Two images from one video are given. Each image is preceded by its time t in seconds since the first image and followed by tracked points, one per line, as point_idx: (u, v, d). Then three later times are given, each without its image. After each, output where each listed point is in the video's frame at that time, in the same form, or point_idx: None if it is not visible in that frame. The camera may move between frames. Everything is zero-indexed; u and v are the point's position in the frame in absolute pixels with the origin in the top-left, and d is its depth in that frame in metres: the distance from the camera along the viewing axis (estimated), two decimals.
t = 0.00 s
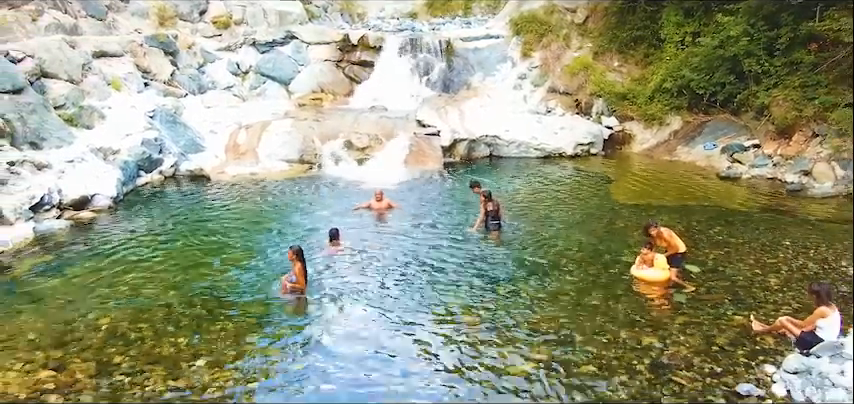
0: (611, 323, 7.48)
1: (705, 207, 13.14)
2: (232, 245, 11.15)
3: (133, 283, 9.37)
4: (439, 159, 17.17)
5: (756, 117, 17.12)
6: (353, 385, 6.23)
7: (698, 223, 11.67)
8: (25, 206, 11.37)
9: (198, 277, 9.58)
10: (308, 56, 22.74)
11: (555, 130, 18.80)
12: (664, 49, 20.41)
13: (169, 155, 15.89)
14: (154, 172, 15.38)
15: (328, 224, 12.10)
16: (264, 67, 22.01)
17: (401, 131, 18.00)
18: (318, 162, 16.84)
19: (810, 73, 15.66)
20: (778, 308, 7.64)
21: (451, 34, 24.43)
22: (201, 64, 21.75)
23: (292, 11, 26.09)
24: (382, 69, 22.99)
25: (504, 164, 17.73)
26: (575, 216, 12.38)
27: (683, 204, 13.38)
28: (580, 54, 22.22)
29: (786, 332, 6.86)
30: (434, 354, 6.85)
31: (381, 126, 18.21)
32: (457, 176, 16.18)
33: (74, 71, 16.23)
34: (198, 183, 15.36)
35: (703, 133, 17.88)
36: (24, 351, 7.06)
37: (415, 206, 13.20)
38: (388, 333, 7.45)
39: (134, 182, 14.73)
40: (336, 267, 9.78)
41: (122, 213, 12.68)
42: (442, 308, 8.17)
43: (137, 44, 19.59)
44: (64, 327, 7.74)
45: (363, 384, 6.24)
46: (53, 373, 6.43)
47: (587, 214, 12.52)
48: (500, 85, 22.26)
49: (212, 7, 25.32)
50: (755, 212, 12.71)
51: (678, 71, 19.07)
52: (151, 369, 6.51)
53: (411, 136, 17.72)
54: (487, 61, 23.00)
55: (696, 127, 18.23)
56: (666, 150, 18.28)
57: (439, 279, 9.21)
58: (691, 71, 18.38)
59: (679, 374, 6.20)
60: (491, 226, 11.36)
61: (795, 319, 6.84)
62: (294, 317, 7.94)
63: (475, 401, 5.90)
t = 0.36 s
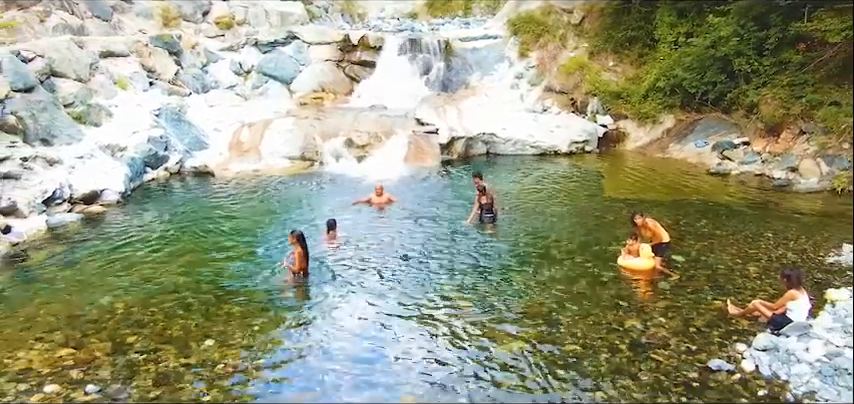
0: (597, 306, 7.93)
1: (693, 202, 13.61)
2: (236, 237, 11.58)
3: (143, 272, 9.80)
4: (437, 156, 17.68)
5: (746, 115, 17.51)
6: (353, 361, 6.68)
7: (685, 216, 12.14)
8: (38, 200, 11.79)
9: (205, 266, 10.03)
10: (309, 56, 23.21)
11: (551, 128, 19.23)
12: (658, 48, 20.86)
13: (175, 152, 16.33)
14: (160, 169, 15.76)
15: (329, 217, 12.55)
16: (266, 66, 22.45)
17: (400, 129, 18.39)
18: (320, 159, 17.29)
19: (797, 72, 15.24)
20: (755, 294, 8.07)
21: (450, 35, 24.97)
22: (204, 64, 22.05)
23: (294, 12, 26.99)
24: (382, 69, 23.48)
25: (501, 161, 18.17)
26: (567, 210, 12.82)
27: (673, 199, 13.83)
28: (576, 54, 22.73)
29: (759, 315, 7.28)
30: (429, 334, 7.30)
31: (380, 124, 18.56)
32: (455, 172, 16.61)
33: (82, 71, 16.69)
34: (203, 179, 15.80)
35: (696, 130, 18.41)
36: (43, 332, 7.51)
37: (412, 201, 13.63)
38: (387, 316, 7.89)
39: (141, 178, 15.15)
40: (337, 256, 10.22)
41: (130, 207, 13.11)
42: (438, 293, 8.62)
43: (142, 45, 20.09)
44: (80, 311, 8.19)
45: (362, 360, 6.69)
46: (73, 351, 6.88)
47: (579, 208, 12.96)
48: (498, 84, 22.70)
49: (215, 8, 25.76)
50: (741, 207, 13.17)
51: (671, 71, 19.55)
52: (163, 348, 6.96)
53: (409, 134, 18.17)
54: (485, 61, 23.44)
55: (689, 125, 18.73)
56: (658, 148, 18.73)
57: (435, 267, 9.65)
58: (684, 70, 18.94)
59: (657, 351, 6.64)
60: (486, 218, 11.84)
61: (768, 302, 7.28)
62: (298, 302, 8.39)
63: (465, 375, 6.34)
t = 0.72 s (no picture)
0: (584, 294, 8.30)
1: (684, 197, 14.02)
2: (240, 230, 12.00)
3: (150, 263, 10.22)
4: (436, 154, 17.94)
5: (737, 113, 17.83)
6: (351, 343, 7.07)
7: (674, 211, 12.55)
8: (48, 195, 12.18)
9: (209, 258, 10.43)
10: (310, 56, 23.66)
11: (547, 126, 19.64)
12: (653, 49, 21.25)
13: (179, 150, 16.74)
14: (165, 166, 16.16)
15: (329, 211, 12.95)
16: (268, 66, 22.84)
17: (399, 127, 18.76)
18: (321, 157, 17.68)
19: (787, 71, 16.69)
20: (736, 282, 8.44)
21: (449, 35, 25.41)
22: (207, 64, 22.42)
23: (295, 13, 27.49)
24: (382, 69, 23.85)
25: (498, 158, 18.55)
26: (562, 205, 13.23)
27: (664, 195, 14.26)
28: (572, 54, 23.05)
29: (737, 301, 7.67)
30: (423, 320, 7.69)
31: (380, 122, 18.94)
32: (453, 169, 17.01)
33: (89, 70, 17.11)
34: (206, 175, 16.21)
35: (688, 129, 18.67)
36: (59, 317, 7.91)
37: (410, 196, 14.03)
38: (383, 303, 8.29)
39: (147, 175, 15.54)
40: (337, 247, 10.65)
41: (136, 202, 13.51)
42: (433, 282, 9.01)
43: (147, 45, 20.48)
44: (92, 298, 8.60)
45: (360, 342, 7.09)
46: (88, 334, 7.28)
47: (573, 203, 13.37)
48: (496, 83, 23.09)
49: (217, 8, 26.18)
50: (729, 202, 13.56)
51: (665, 70, 19.90)
52: (173, 331, 7.36)
53: (408, 132, 18.52)
54: (483, 60, 23.82)
55: (682, 123, 19.07)
56: (652, 145, 19.10)
57: (432, 258, 10.06)
58: (677, 70, 19.28)
59: (639, 334, 7.03)
60: (481, 213, 12.43)
61: (745, 288, 7.69)
62: (299, 291, 8.78)
63: (457, 356, 6.73)
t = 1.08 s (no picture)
0: (573, 282, 8.74)
1: (675, 192, 14.46)
2: (244, 224, 12.45)
3: (159, 253, 10.69)
4: (434, 151, 18.35)
5: (728, 111, 18.26)
6: (350, 325, 7.51)
7: (663, 205, 13.01)
8: (60, 189, 12.56)
9: (215, 249, 10.86)
10: (311, 56, 24.03)
11: (543, 125, 20.10)
12: (647, 49, 21.69)
13: (184, 147, 17.19)
14: (170, 163, 16.60)
15: (330, 206, 13.39)
16: (270, 66, 23.25)
17: (398, 125, 19.20)
18: (322, 154, 18.10)
19: (776, 71, 17.24)
20: (717, 270, 8.87)
21: (447, 35, 25.91)
22: (210, 64, 22.94)
23: (296, 13, 27.88)
24: (382, 68, 24.30)
25: (495, 156, 18.98)
26: (556, 200, 13.70)
27: (656, 190, 14.69)
28: (568, 54, 23.46)
29: (716, 287, 8.10)
30: (419, 305, 8.14)
31: (379, 121, 19.38)
32: (451, 166, 17.45)
33: (96, 70, 17.57)
34: (211, 172, 16.64)
35: (681, 127, 19.06)
36: (74, 302, 8.37)
37: (408, 192, 14.47)
38: (382, 290, 8.72)
39: (153, 171, 15.96)
40: (338, 239, 11.10)
41: (143, 196, 13.95)
42: (429, 271, 9.45)
43: (151, 45, 20.96)
44: (105, 285, 9.06)
45: (357, 324, 7.53)
46: (103, 317, 7.74)
47: (567, 198, 13.83)
48: (493, 82, 23.52)
49: (220, 9, 26.67)
50: (718, 197, 13.98)
51: (659, 70, 20.33)
52: (183, 314, 7.81)
53: (408, 130, 18.91)
54: (481, 60, 24.28)
55: (675, 122, 19.48)
56: (646, 143, 19.52)
57: (429, 249, 10.51)
58: (670, 70, 19.73)
59: (622, 317, 7.46)
60: (476, 207, 12.79)
61: (724, 275, 8.13)
62: (301, 279, 9.22)
63: (450, 336, 7.17)
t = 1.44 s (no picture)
0: (563, 270, 9.19)
1: (667, 188, 14.88)
2: (249, 217, 12.90)
3: (168, 245, 11.14)
4: (433, 149, 18.73)
5: (720, 110, 18.70)
6: (350, 310, 7.94)
7: (654, 200, 13.46)
8: (71, 184, 12.99)
9: (221, 241, 11.30)
10: (313, 55, 24.49)
11: (540, 123, 20.55)
12: (643, 49, 22.10)
13: (189, 145, 17.63)
14: (176, 160, 17.03)
15: (331, 200, 13.84)
16: (273, 66, 23.63)
17: (398, 123, 19.63)
18: (323, 152, 18.59)
19: (766, 70, 17.59)
20: (700, 259, 9.32)
21: (446, 35, 26.36)
22: (213, 63, 23.40)
23: (298, 14, 28.37)
24: (382, 67, 24.71)
25: (493, 153, 19.40)
26: (550, 195, 14.15)
27: (649, 186, 15.11)
28: (565, 54, 23.95)
29: (698, 274, 8.52)
30: (417, 291, 8.58)
31: (379, 119, 19.80)
32: (449, 163, 17.89)
33: (103, 69, 18.03)
34: (215, 168, 17.07)
35: (674, 125, 19.54)
36: (89, 289, 8.81)
37: (408, 187, 14.93)
38: (381, 278, 9.15)
39: (159, 168, 16.38)
40: (339, 231, 11.55)
41: (150, 192, 14.37)
42: (427, 261, 9.89)
43: (156, 45, 21.43)
44: (117, 274, 9.50)
45: (358, 309, 7.97)
46: (117, 302, 8.18)
47: (562, 193, 14.28)
48: (491, 82, 23.94)
49: (223, 9, 27.14)
50: (708, 193, 14.42)
51: (653, 69, 20.68)
52: (193, 300, 8.25)
53: (407, 128, 19.27)
54: (480, 60, 24.73)
55: (669, 120, 19.95)
56: (640, 141, 19.93)
57: (426, 240, 10.96)
58: (664, 70, 20.15)
59: (608, 302, 7.89)
60: (472, 202, 13.22)
61: (706, 262, 8.57)
62: (304, 268, 9.66)
63: (445, 319, 7.61)
